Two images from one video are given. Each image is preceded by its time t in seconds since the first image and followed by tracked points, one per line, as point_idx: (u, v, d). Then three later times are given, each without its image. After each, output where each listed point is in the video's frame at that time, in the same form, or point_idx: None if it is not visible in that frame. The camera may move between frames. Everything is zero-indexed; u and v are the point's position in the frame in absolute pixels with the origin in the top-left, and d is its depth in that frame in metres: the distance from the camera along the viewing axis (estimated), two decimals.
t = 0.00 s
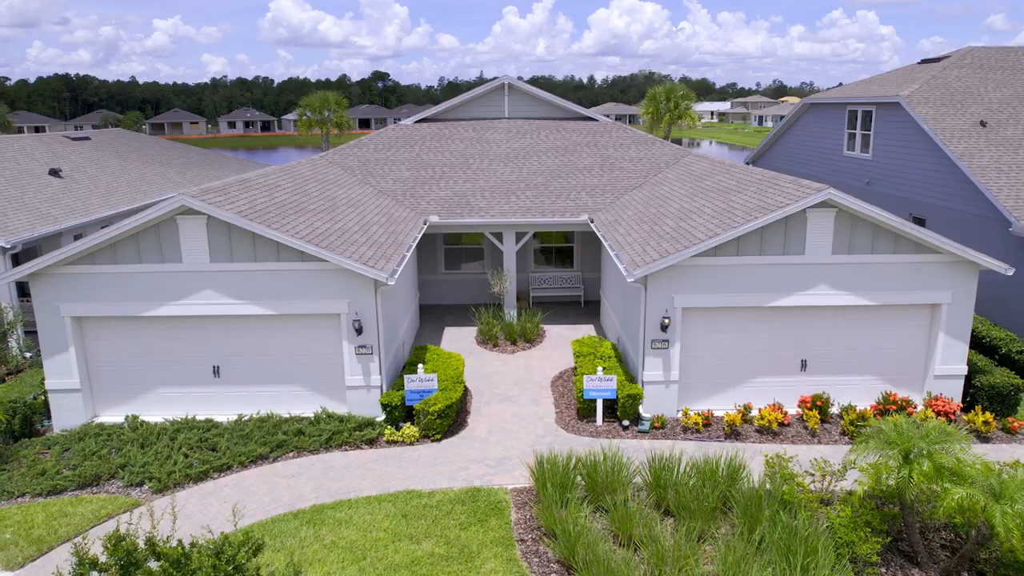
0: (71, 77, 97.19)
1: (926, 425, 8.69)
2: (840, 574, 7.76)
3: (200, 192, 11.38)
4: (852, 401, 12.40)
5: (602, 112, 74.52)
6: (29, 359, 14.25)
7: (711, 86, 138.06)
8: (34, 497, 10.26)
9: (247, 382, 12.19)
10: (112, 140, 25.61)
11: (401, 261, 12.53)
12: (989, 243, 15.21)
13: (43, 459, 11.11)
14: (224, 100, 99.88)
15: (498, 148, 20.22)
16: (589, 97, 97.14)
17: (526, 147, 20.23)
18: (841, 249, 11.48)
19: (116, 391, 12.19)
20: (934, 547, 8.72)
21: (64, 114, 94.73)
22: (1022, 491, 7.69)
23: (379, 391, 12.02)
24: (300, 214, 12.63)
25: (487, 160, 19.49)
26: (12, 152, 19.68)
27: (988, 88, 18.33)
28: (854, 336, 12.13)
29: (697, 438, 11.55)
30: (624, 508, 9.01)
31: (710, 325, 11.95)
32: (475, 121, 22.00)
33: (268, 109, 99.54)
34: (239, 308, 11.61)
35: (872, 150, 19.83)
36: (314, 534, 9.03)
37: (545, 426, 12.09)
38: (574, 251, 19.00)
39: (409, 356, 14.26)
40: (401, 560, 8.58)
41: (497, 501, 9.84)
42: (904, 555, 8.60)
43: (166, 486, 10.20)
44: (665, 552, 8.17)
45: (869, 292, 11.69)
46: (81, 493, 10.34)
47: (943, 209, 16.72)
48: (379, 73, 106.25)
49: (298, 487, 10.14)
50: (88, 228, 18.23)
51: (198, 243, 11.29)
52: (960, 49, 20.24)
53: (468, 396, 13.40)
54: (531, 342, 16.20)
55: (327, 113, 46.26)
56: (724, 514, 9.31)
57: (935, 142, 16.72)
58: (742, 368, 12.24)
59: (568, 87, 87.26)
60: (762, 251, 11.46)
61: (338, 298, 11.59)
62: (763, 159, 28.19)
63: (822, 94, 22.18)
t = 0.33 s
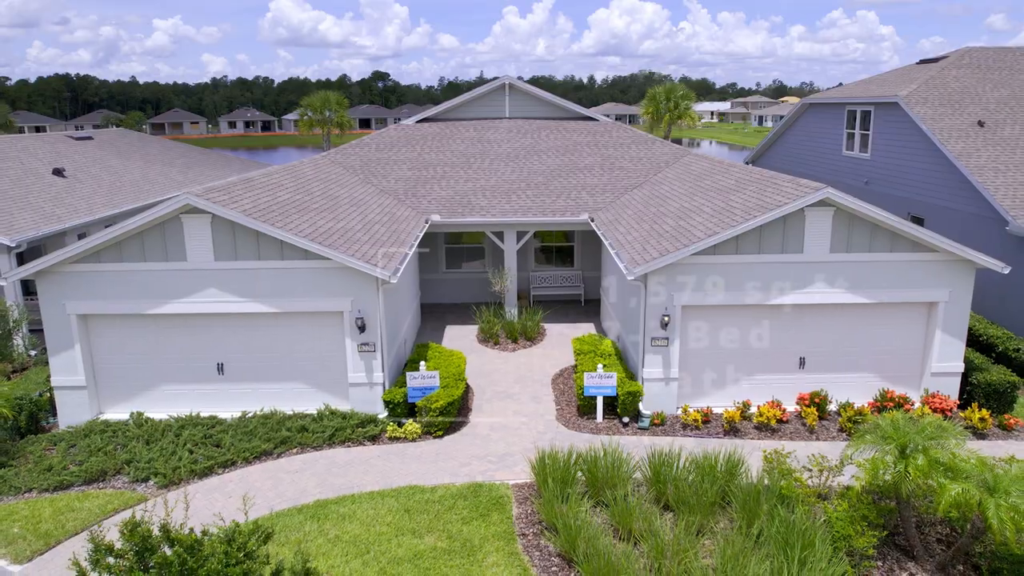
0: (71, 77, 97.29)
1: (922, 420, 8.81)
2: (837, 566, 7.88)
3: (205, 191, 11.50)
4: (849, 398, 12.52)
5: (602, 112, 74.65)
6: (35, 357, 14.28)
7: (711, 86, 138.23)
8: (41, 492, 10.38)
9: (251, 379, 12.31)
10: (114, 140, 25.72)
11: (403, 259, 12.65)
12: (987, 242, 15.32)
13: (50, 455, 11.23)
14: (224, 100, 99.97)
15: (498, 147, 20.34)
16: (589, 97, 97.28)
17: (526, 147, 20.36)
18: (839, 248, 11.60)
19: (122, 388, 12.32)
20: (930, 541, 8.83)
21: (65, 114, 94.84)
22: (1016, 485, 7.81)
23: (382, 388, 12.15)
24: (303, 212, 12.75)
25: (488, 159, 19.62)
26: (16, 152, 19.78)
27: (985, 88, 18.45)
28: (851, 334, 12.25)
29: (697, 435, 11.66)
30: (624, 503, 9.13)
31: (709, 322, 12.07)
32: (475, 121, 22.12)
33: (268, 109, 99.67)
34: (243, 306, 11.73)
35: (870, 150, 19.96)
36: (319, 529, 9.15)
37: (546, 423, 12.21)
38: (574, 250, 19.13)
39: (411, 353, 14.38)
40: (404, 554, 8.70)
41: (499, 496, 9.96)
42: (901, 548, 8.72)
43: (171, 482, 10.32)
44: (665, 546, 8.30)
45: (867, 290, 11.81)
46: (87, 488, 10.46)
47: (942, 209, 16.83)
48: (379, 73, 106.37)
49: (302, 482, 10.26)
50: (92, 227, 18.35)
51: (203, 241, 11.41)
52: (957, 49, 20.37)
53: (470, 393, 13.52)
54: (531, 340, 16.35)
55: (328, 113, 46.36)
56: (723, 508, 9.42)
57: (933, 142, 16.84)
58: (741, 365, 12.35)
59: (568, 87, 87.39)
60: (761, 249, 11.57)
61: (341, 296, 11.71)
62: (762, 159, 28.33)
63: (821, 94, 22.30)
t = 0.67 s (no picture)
0: (73, 77, 97.48)
1: (915, 414, 8.99)
2: (833, 556, 8.04)
3: (211, 189, 11.67)
4: (846, 394, 12.69)
5: (602, 112, 74.89)
6: (40, 353, 14.24)
7: (711, 86, 138.43)
8: (50, 485, 10.56)
9: (255, 375, 12.48)
10: (118, 139, 25.90)
11: (406, 257, 12.83)
12: (983, 240, 15.49)
13: (58, 450, 11.41)
14: (225, 100, 100.16)
15: (500, 147, 20.51)
16: (590, 97, 97.45)
17: (527, 146, 20.54)
18: (835, 246, 11.77)
19: (128, 384, 12.49)
20: (924, 532, 9.00)
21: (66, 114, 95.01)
22: (1007, 476, 7.98)
23: (385, 384, 12.31)
24: (307, 211, 12.94)
25: (489, 159, 19.80)
26: (21, 151, 19.95)
27: (982, 88, 18.63)
28: (848, 330, 12.42)
29: (695, 430, 11.83)
30: (623, 495, 9.30)
31: (708, 319, 12.24)
32: (476, 121, 22.30)
33: (269, 109, 99.83)
34: (248, 302, 11.90)
35: (868, 150, 20.13)
36: (324, 520, 9.33)
37: (547, 418, 12.39)
38: (575, 249, 19.31)
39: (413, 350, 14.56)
40: (407, 545, 8.88)
41: (501, 489, 10.14)
42: (895, 540, 8.90)
43: (178, 476, 10.48)
44: (664, 537, 8.48)
45: (864, 287, 11.98)
46: (96, 482, 10.64)
47: (938, 208, 17.00)
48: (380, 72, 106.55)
49: (307, 475, 10.43)
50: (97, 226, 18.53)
51: (209, 239, 11.58)
52: (954, 50, 20.55)
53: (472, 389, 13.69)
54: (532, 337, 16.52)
55: (330, 113, 46.52)
56: (721, 501, 9.59)
57: (930, 141, 17.01)
58: (739, 361, 12.53)
59: (568, 87, 87.57)
60: (759, 247, 11.74)
61: (345, 293, 11.88)
62: (761, 159, 28.51)
63: (820, 94, 22.48)
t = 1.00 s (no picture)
0: (74, 76, 97.64)
1: (908, 407, 9.20)
2: (827, 544, 8.24)
3: (218, 188, 11.88)
4: (842, 389, 12.90)
5: (602, 112, 75.07)
6: (48, 350, 14.46)
7: (711, 86, 138.61)
8: (62, 477, 10.78)
9: (261, 370, 12.69)
10: (122, 139, 26.08)
11: (409, 255, 13.03)
12: (978, 238, 15.70)
13: (68, 443, 11.63)
14: (226, 100, 100.36)
15: (501, 146, 20.71)
16: (590, 97, 97.64)
17: (528, 146, 20.73)
18: (831, 243, 11.98)
19: (137, 378, 12.70)
20: (916, 522, 9.23)
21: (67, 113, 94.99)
22: (996, 466, 8.20)
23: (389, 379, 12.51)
24: (312, 209, 13.15)
25: (491, 158, 20.00)
26: (27, 151, 20.13)
27: (978, 89, 18.84)
28: (844, 326, 12.63)
29: (694, 424, 12.03)
30: (623, 486, 9.50)
31: (706, 315, 12.45)
32: (478, 121, 22.50)
33: (269, 109, 100.00)
34: (255, 299, 12.12)
35: (866, 150, 20.33)
36: (330, 512, 9.54)
37: (548, 413, 12.60)
38: (575, 247, 19.53)
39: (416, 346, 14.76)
40: (412, 535, 9.10)
41: (503, 481, 10.35)
42: (888, 530, 9.13)
43: (186, 468, 10.67)
44: (663, 527, 8.68)
45: (860, 283, 12.18)
46: (106, 474, 10.86)
47: (935, 207, 17.21)
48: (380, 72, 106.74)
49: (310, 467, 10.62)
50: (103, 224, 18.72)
51: (216, 236, 11.79)
52: (951, 50, 20.76)
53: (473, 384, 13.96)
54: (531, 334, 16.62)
55: (331, 112, 46.67)
56: (719, 492, 9.80)
57: (926, 141, 17.21)
58: (737, 357, 12.74)
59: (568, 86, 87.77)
60: (756, 244, 11.95)
61: (350, 290, 12.08)
62: (761, 158, 28.70)
63: (818, 94, 22.69)
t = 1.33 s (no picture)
0: (75, 76, 97.83)
1: (901, 400, 9.43)
2: (821, 533, 8.47)
3: (225, 186, 12.12)
4: (838, 384, 13.12)
5: (602, 112, 75.34)
6: (56, 346, 14.47)
7: (711, 86, 138.80)
8: (73, 469, 11.02)
9: (268, 365, 12.93)
10: (126, 138, 26.30)
11: (412, 252, 13.27)
12: (973, 236, 15.92)
13: (78, 437, 11.87)
14: (227, 100, 100.60)
15: (502, 145, 20.94)
16: (590, 97, 97.83)
17: (529, 146, 20.95)
18: (827, 241, 12.21)
19: (145, 373, 12.93)
20: (908, 513, 9.47)
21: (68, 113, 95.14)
22: (985, 456, 8.43)
23: (392, 374, 12.73)
24: (317, 207, 13.38)
25: (492, 158, 20.23)
26: (33, 150, 20.36)
27: (973, 89, 19.07)
28: (840, 322, 12.86)
29: (691, 418, 12.25)
30: (622, 477, 9.73)
31: (704, 311, 12.67)
32: (479, 121, 22.73)
33: (270, 109, 100.21)
34: (261, 295, 12.34)
35: (863, 149, 20.55)
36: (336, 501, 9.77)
37: (548, 407, 12.83)
38: (575, 246, 19.76)
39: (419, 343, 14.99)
40: (417, 524, 9.34)
41: (505, 473, 10.59)
42: (881, 519, 9.38)
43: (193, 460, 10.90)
44: (661, 516, 8.91)
45: (854, 280, 12.42)
46: (116, 466, 11.10)
47: (930, 206, 17.42)
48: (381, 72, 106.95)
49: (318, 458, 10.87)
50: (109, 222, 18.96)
51: (223, 233, 12.01)
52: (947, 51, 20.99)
53: (474, 380, 14.09)
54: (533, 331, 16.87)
55: (333, 113, 46.95)
56: (715, 483, 10.03)
57: (922, 141, 17.44)
58: (734, 353, 12.96)
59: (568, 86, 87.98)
60: (753, 242, 12.18)
61: (354, 286, 12.30)
62: (760, 158, 28.90)
63: (816, 94, 22.92)
